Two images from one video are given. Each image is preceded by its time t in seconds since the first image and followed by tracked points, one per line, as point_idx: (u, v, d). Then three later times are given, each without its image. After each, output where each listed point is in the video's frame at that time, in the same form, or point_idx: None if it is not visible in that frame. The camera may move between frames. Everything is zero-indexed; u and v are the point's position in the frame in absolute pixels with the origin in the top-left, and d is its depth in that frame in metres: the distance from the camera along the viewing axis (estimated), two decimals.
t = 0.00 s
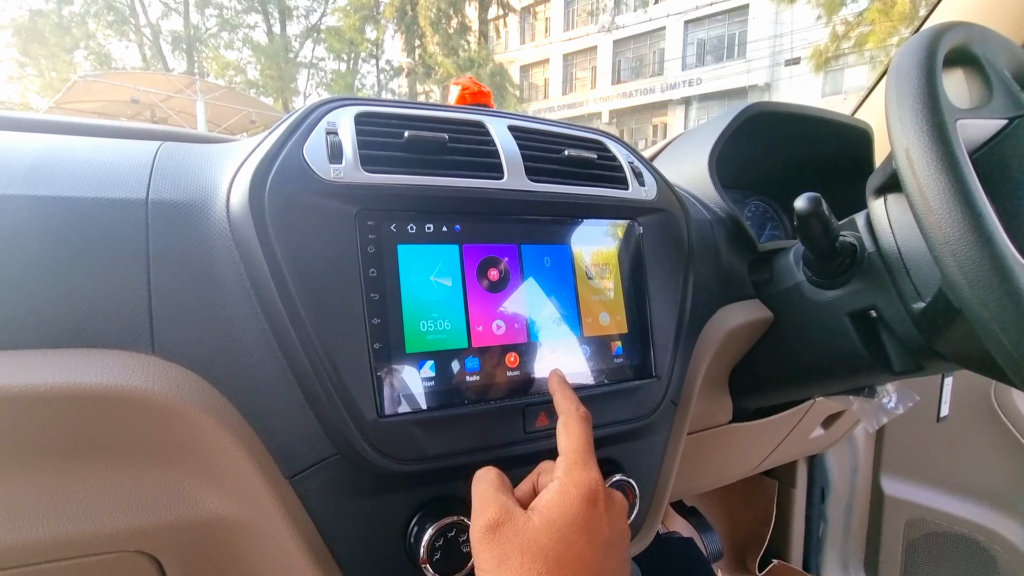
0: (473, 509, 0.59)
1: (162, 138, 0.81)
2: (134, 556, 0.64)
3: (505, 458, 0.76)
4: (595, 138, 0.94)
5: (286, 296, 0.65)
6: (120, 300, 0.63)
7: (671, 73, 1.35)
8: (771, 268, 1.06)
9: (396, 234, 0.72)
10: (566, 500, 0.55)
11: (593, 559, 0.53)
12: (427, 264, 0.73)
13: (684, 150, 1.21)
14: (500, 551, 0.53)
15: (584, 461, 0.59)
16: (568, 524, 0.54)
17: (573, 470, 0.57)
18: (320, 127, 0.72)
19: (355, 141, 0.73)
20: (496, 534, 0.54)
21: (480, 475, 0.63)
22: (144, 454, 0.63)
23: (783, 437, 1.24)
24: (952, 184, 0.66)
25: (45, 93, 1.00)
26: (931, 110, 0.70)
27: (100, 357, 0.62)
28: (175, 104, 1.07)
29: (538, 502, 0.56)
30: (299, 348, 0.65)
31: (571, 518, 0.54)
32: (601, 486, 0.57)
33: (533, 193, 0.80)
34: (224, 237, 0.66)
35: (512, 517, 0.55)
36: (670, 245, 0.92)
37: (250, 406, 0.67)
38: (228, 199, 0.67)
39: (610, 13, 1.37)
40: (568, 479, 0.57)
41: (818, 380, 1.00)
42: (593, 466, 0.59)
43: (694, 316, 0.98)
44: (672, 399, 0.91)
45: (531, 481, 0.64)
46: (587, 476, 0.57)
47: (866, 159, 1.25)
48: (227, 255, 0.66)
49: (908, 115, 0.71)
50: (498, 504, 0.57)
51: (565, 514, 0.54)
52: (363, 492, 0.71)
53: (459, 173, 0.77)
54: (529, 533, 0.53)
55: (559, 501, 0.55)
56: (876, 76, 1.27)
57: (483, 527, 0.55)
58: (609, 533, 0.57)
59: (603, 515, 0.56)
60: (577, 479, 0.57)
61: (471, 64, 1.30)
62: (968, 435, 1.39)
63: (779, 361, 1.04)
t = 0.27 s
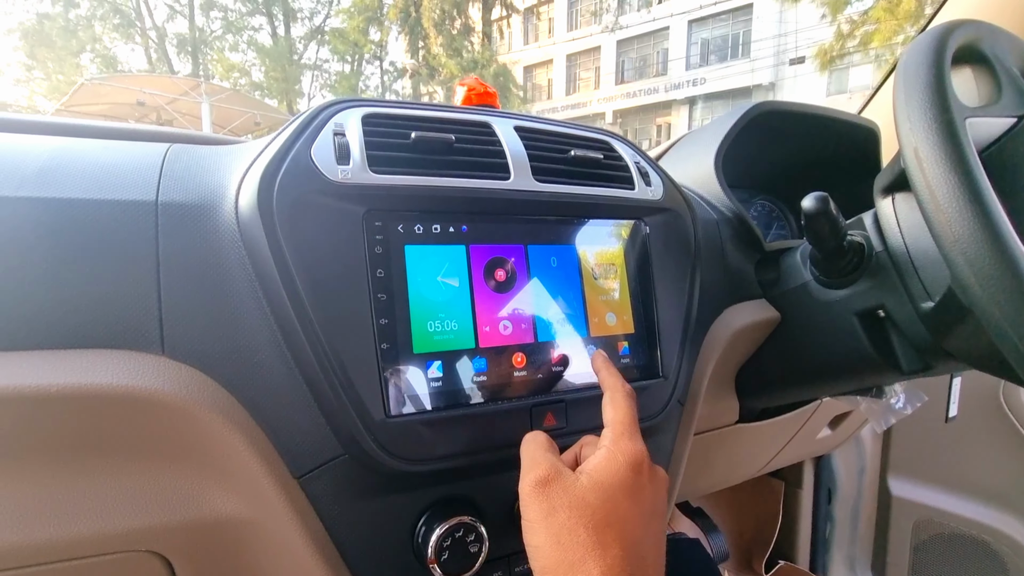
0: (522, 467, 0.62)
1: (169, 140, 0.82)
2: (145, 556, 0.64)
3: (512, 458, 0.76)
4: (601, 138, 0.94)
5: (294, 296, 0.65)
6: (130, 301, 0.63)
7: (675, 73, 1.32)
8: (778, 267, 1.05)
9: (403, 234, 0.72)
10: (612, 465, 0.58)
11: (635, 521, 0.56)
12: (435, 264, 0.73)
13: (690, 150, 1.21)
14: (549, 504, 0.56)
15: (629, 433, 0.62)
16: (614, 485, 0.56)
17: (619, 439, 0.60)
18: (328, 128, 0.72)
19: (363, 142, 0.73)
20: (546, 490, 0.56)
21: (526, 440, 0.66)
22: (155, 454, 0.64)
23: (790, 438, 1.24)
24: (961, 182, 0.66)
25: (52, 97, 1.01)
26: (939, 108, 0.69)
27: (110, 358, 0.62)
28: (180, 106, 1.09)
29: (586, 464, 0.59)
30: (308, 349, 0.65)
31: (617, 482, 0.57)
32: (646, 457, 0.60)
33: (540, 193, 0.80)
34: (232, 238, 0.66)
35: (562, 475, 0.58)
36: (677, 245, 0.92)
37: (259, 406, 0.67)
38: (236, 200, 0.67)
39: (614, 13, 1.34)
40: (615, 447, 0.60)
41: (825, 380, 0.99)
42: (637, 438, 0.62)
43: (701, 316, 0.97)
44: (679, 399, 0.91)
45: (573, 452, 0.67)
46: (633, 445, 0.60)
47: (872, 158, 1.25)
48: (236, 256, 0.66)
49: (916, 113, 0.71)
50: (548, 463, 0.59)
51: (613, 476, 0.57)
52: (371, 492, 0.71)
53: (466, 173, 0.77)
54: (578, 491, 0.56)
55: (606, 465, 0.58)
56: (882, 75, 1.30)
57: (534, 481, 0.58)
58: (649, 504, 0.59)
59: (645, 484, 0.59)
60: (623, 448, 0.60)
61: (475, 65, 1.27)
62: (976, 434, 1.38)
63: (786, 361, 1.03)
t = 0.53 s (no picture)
0: (504, 500, 0.61)
1: (178, 143, 0.82)
2: (155, 557, 0.64)
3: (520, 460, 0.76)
4: (609, 140, 0.93)
5: (303, 299, 0.65)
6: (141, 303, 0.63)
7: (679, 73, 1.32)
8: (786, 270, 1.05)
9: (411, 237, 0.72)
10: (593, 496, 0.56)
11: (620, 551, 0.55)
12: (443, 267, 0.73)
13: (697, 151, 1.21)
14: (529, 543, 0.54)
15: (611, 459, 0.60)
16: (595, 519, 0.55)
17: (600, 467, 0.59)
18: (336, 130, 0.72)
19: (371, 144, 0.73)
20: (526, 528, 0.55)
21: (510, 467, 0.65)
22: (165, 456, 0.64)
23: (797, 440, 1.23)
24: (974, 185, 0.66)
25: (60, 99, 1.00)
26: (950, 110, 0.69)
27: (121, 360, 0.62)
28: (185, 108, 1.08)
29: (566, 497, 0.57)
30: (317, 351, 0.65)
31: (599, 514, 0.55)
32: (628, 484, 0.59)
33: (548, 195, 0.80)
34: (242, 241, 0.66)
35: (542, 511, 0.56)
36: (685, 247, 0.92)
37: (269, 408, 0.67)
38: (246, 203, 0.67)
39: (618, 13, 1.40)
40: (595, 476, 0.58)
41: (833, 383, 0.99)
42: (619, 464, 0.60)
43: (709, 318, 0.97)
44: (687, 402, 0.90)
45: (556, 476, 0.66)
46: (614, 472, 0.58)
47: (880, 160, 1.24)
48: (246, 259, 0.66)
49: (927, 115, 0.70)
50: (528, 498, 0.58)
51: (593, 508, 0.56)
52: (380, 494, 0.70)
53: (474, 175, 0.77)
54: (557, 528, 0.55)
55: (587, 496, 0.57)
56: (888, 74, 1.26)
57: (514, 518, 0.57)
58: (635, 530, 0.58)
59: (630, 511, 0.58)
60: (605, 476, 0.58)
61: (479, 66, 1.30)
62: (985, 437, 1.37)
63: (793, 364, 1.03)
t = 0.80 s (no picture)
0: (549, 420, 0.64)
1: (180, 139, 0.82)
2: (157, 550, 0.64)
3: (521, 455, 0.76)
4: (610, 136, 0.93)
5: (305, 294, 0.65)
6: (143, 297, 0.64)
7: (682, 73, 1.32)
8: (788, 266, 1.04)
9: (412, 232, 0.72)
10: (635, 423, 0.61)
11: (654, 476, 0.60)
12: (443, 262, 0.73)
13: (699, 148, 1.20)
14: (577, 454, 0.58)
15: (651, 395, 0.65)
16: (638, 441, 0.60)
17: (642, 400, 0.64)
18: (338, 126, 0.72)
19: (373, 140, 0.73)
20: (574, 440, 0.59)
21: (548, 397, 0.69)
22: (167, 450, 0.64)
23: (800, 438, 1.23)
24: (977, 178, 0.66)
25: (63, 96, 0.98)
26: (954, 103, 0.69)
27: (124, 353, 0.62)
28: (189, 108, 1.09)
29: (610, 422, 0.62)
30: (318, 345, 0.65)
31: (641, 438, 0.60)
32: (665, 419, 0.64)
33: (549, 190, 0.80)
34: (244, 235, 0.66)
35: (590, 429, 0.60)
36: (686, 243, 0.92)
37: (270, 402, 0.67)
38: (248, 198, 0.67)
39: (620, 12, 1.35)
40: (638, 407, 0.63)
41: (836, 379, 0.98)
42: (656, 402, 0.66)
43: (711, 314, 0.97)
44: (689, 397, 0.90)
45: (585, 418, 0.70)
46: (654, 406, 0.64)
47: (882, 157, 1.24)
48: (247, 253, 0.66)
49: (930, 108, 0.70)
50: (576, 418, 0.62)
51: (636, 433, 0.61)
52: (381, 489, 0.70)
53: (476, 171, 0.77)
54: (605, 443, 0.59)
55: (630, 423, 0.61)
56: (892, 72, 1.28)
57: (562, 433, 0.60)
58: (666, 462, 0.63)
59: (664, 443, 0.63)
60: (646, 408, 0.63)
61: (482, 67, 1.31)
62: (991, 435, 1.36)
63: (796, 360, 1.02)
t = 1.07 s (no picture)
0: (519, 421, 0.61)
1: (188, 143, 0.82)
2: (166, 553, 0.64)
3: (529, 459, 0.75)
4: (617, 138, 0.93)
5: (313, 297, 0.65)
6: (152, 300, 0.64)
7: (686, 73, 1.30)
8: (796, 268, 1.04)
9: (420, 235, 0.71)
10: (609, 407, 0.60)
11: (637, 456, 0.59)
12: (451, 265, 0.72)
13: (705, 150, 1.20)
14: (561, 450, 0.56)
15: (613, 377, 0.64)
16: (615, 426, 0.58)
17: (607, 385, 0.62)
18: (346, 129, 0.72)
19: (380, 143, 0.72)
20: (554, 438, 0.56)
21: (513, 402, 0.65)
22: (175, 454, 0.64)
23: (808, 441, 1.22)
24: (988, 181, 0.65)
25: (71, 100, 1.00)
26: (964, 105, 0.68)
27: (133, 357, 0.62)
28: (195, 110, 1.09)
29: (583, 411, 0.60)
30: (326, 349, 0.65)
31: (616, 422, 0.59)
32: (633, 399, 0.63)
33: (557, 193, 0.80)
34: (253, 239, 0.66)
35: (566, 422, 0.58)
36: (694, 245, 0.91)
37: (279, 406, 0.67)
38: (256, 201, 0.67)
39: (624, 13, 1.31)
40: (604, 392, 0.61)
41: (844, 382, 0.98)
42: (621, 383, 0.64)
43: (718, 317, 0.96)
44: (697, 401, 0.90)
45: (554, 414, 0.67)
46: (621, 388, 0.62)
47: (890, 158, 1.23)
48: (256, 257, 0.66)
49: (940, 111, 0.69)
50: (549, 413, 0.59)
51: (610, 417, 0.59)
52: (389, 493, 0.70)
53: (483, 174, 0.76)
54: (584, 433, 0.57)
55: (603, 409, 0.60)
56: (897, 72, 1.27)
57: (540, 432, 0.57)
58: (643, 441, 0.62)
59: (640, 422, 0.62)
60: (614, 392, 0.62)
61: (486, 66, 1.30)
62: (1000, 438, 1.35)
63: (804, 363, 1.02)
